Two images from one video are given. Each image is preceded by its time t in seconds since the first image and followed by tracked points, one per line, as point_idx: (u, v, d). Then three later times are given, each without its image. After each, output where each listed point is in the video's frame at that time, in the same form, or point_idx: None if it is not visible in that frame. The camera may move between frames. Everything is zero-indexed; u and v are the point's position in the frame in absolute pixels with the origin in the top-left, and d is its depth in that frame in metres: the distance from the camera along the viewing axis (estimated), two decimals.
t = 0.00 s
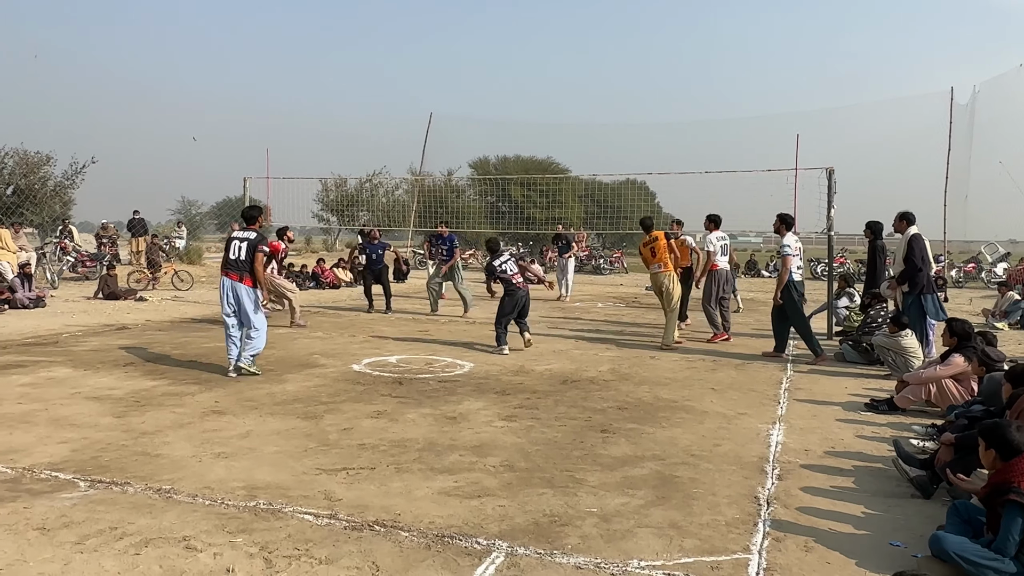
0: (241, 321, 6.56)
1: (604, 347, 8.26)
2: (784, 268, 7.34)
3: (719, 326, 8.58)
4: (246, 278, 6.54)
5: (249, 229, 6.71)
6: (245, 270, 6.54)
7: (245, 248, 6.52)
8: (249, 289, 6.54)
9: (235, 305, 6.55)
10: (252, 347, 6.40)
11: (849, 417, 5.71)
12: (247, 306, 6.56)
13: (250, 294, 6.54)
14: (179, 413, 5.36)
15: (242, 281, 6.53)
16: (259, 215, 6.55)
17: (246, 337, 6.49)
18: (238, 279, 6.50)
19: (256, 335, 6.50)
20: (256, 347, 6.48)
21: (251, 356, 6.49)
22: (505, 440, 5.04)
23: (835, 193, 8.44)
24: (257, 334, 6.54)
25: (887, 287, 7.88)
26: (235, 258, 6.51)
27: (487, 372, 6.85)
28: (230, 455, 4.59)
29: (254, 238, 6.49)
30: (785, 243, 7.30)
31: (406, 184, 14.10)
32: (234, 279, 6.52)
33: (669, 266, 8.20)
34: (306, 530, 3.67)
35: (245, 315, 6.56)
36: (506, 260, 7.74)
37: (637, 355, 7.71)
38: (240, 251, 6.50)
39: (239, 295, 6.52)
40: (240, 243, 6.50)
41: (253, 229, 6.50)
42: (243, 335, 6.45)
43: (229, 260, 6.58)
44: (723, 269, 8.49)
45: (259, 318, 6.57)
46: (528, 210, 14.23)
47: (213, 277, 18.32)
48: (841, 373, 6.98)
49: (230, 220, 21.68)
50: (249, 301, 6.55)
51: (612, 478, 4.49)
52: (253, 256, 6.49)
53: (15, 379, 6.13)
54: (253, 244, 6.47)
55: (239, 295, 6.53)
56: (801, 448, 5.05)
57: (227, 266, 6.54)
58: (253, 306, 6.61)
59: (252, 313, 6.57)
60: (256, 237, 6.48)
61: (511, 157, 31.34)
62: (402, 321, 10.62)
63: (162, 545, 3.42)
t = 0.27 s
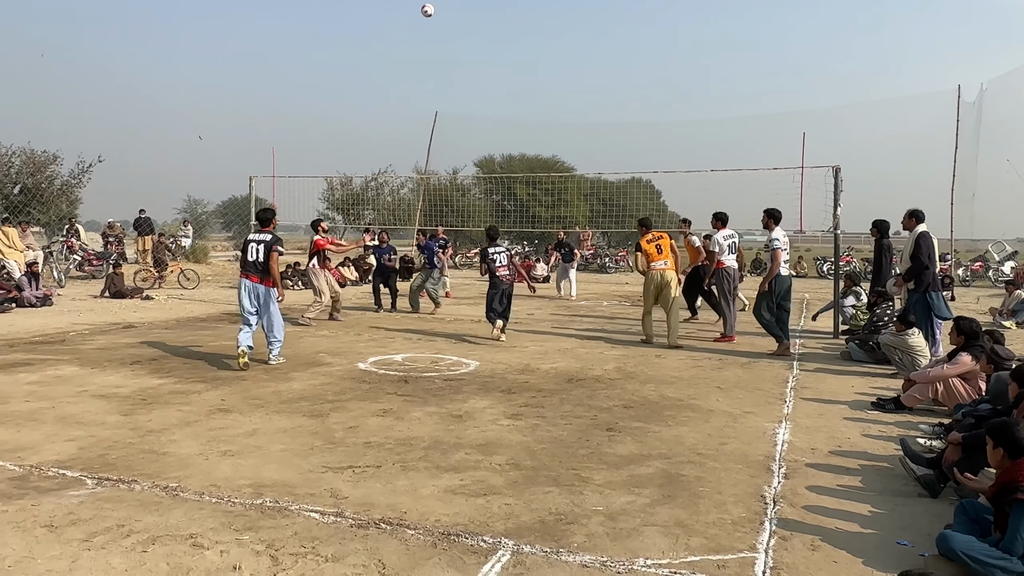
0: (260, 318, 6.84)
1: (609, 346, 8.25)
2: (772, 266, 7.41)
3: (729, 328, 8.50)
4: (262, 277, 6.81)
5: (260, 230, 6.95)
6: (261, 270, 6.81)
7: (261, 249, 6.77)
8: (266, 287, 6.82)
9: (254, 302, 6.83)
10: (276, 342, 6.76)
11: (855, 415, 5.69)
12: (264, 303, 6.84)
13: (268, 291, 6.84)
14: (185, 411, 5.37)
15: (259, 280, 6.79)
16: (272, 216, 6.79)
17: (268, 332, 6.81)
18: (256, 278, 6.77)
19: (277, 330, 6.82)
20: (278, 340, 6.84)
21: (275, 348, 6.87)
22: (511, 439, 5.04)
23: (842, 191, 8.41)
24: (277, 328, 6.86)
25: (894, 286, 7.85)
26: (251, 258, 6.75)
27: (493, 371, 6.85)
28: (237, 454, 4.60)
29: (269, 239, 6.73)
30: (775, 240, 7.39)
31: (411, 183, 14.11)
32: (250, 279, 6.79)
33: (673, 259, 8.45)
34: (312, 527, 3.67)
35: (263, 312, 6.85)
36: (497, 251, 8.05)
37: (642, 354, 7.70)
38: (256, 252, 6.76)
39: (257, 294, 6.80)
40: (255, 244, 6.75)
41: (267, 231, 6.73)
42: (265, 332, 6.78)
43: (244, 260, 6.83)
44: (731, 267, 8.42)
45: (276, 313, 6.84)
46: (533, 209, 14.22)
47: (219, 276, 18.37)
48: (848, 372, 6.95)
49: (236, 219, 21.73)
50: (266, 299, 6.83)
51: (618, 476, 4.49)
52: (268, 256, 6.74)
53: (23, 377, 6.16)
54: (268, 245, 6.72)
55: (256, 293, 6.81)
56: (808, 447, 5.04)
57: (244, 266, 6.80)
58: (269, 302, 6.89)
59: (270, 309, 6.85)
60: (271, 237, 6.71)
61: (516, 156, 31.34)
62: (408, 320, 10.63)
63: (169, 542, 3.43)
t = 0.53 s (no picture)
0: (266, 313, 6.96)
1: (614, 345, 8.25)
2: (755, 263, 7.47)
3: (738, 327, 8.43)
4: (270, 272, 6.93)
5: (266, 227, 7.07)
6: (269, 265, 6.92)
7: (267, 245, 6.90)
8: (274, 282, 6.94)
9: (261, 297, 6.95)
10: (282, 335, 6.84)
11: (861, 414, 5.68)
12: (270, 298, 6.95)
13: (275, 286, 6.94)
14: (191, 410, 5.39)
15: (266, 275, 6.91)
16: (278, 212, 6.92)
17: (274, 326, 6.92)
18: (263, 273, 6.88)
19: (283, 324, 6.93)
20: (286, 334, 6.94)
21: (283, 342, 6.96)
22: (516, 437, 5.04)
23: (847, 189, 8.39)
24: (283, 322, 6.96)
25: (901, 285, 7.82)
26: (258, 254, 6.88)
27: (498, 369, 6.86)
28: (242, 452, 4.61)
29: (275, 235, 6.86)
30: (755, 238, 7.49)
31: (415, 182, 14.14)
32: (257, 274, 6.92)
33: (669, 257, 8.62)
34: (318, 526, 3.68)
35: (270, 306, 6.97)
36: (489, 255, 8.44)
37: (647, 353, 7.69)
38: (261, 247, 6.88)
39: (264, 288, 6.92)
40: (262, 240, 6.87)
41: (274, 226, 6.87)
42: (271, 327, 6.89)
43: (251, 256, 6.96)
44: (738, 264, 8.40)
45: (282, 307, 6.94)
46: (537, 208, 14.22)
47: (224, 274, 18.42)
48: (853, 371, 6.94)
49: (241, 218, 21.77)
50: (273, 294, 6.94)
51: (623, 475, 4.48)
52: (275, 251, 6.87)
53: (29, 376, 6.18)
54: (275, 241, 6.84)
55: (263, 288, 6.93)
56: (813, 446, 5.03)
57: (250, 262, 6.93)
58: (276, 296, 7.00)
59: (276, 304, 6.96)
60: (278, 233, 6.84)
61: (521, 155, 31.33)
62: (413, 319, 10.64)
63: (174, 541, 3.44)
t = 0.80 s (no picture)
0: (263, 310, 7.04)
1: (617, 343, 8.24)
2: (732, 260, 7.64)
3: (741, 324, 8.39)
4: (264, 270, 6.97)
5: (267, 226, 7.16)
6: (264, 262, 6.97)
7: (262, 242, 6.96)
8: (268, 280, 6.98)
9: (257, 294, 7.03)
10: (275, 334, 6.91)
11: (865, 412, 5.67)
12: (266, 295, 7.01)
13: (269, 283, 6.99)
14: (195, 409, 5.40)
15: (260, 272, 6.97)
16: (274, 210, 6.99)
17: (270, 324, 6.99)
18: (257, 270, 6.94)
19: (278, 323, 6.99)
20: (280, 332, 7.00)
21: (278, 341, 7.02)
22: (519, 436, 5.05)
23: (851, 187, 8.37)
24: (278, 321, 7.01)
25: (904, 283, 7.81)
26: (253, 251, 6.95)
27: (501, 368, 6.86)
28: (246, 451, 4.62)
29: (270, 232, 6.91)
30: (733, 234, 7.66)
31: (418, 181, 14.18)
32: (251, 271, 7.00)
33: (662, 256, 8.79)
34: (322, 525, 3.69)
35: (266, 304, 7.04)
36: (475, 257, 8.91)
37: (651, 351, 7.69)
38: (257, 245, 6.95)
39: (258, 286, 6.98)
40: (258, 237, 6.95)
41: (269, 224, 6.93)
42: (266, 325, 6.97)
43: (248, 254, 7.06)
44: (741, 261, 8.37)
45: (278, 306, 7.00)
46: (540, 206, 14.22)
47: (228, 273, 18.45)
48: (858, 369, 6.92)
49: (245, 218, 21.81)
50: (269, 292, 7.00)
51: (627, 474, 4.48)
52: (269, 248, 6.92)
53: (34, 375, 6.20)
54: (268, 238, 6.90)
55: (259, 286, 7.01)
56: (817, 444, 5.02)
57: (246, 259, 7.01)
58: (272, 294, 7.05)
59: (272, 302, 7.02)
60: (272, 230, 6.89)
61: (524, 153, 31.34)
62: (416, 318, 10.65)
63: (179, 539, 3.45)
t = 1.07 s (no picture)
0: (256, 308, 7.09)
1: (620, 342, 8.24)
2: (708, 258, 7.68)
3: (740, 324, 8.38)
4: (262, 267, 7.01)
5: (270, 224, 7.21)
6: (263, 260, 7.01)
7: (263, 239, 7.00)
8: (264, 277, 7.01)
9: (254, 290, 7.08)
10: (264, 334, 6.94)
11: (868, 411, 5.67)
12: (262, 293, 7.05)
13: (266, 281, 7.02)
14: (197, 409, 5.41)
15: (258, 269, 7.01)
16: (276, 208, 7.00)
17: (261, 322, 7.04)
18: (255, 267, 6.99)
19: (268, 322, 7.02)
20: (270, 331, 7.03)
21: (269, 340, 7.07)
22: (521, 435, 5.05)
23: (853, 185, 8.35)
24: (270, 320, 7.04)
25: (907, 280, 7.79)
26: (254, 247, 6.99)
27: (503, 367, 6.86)
28: (248, 450, 4.63)
29: (271, 230, 6.94)
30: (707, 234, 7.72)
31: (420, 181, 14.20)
32: (250, 267, 7.04)
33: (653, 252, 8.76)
34: (324, 524, 3.69)
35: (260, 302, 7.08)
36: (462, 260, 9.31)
37: (653, 350, 7.69)
38: (257, 242, 6.99)
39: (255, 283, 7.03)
40: (259, 234, 6.99)
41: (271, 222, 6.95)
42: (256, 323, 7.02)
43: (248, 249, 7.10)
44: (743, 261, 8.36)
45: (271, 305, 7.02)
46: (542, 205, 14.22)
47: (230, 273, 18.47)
48: (860, 368, 6.91)
49: (247, 217, 21.83)
50: (264, 290, 7.04)
51: (628, 472, 4.48)
52: (269, 246, 6.94)
53: (36, 375, 6.22)
54: (269, 236, 6.92)
55: (255, 282, 7.05)
56: (819, 442, 5.01)
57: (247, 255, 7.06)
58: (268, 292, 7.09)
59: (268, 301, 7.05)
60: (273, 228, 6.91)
61: (526, 153, 31.33)
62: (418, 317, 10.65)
63: (182, 538, 3.46)
